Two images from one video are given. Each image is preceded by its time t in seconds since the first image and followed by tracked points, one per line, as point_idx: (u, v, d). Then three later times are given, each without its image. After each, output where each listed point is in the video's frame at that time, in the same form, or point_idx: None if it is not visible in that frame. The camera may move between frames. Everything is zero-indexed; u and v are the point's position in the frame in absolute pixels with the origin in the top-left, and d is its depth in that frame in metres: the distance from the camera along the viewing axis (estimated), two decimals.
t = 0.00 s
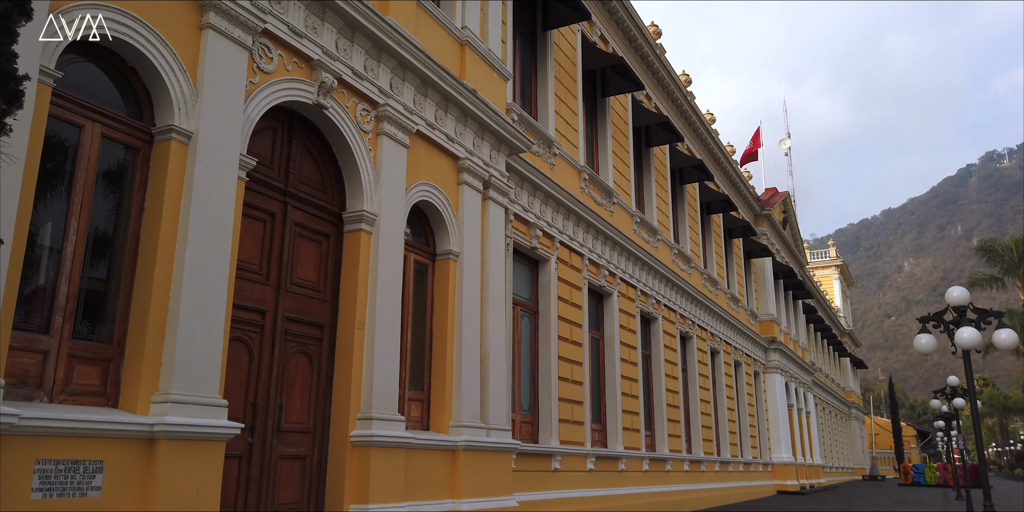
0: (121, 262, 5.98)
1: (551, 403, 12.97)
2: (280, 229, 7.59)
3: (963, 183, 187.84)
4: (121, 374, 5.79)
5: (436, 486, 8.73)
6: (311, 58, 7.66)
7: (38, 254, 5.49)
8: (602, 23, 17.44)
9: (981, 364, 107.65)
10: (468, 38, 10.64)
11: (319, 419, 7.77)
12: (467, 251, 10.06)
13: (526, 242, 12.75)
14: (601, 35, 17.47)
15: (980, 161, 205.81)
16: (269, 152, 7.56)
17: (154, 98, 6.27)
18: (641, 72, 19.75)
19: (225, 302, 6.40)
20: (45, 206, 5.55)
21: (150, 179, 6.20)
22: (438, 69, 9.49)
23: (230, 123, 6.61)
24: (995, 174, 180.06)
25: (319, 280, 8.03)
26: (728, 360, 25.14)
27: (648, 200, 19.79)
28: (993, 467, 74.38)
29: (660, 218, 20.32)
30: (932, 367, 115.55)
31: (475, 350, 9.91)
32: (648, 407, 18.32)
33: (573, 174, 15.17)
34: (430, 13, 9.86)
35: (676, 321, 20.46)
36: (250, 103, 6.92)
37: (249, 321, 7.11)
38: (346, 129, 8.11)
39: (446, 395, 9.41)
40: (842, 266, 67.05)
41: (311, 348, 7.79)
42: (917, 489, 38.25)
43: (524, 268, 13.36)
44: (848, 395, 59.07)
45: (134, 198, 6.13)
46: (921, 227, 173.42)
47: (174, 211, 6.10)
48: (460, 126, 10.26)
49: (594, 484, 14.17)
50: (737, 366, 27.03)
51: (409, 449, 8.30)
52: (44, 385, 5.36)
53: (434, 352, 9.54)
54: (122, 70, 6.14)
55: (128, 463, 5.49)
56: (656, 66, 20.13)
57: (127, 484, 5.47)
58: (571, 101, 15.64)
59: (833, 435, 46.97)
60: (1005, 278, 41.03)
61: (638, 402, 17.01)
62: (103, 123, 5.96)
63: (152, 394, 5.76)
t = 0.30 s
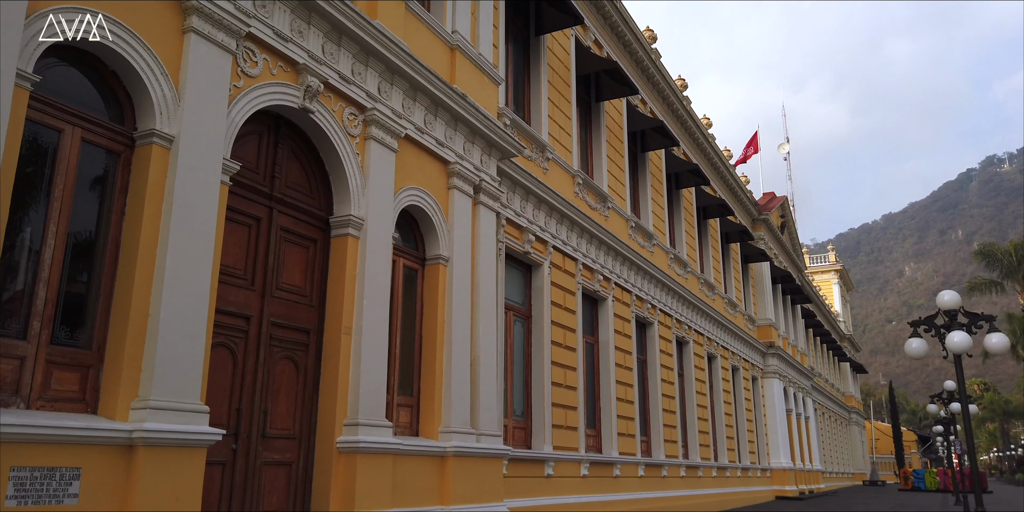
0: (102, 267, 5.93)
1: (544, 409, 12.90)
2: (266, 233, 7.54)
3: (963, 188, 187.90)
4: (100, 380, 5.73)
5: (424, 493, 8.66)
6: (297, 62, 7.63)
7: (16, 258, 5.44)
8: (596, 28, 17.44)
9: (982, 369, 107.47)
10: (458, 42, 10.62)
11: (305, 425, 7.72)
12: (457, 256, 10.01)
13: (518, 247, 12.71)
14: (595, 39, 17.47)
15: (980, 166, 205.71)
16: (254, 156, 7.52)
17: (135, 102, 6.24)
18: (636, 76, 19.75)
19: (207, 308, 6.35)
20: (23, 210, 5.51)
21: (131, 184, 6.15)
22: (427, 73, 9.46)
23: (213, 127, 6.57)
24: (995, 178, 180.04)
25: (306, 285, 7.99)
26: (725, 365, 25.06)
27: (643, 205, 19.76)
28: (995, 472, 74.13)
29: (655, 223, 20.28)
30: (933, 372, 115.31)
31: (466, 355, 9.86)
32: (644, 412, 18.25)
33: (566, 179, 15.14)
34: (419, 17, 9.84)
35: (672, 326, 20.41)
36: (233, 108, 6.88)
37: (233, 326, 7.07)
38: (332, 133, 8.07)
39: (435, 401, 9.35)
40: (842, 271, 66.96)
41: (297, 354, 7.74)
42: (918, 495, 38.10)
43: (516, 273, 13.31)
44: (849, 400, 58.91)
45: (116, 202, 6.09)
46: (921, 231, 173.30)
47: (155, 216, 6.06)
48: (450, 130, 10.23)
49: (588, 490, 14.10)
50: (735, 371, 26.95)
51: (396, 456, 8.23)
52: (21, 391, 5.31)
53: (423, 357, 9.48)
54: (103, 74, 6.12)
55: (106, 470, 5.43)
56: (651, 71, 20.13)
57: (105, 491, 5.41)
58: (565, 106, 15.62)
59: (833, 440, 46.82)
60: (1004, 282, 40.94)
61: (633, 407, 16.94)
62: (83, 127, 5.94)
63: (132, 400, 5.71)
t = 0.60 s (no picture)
0: (89, 268, 5.92)
1: (541, 410, 12.86)
2: (256, 234, 7.52)
3: (969, 188, 187.20)
4: (87, 382, 5.72)
5: (418, 494, 8.63)
6: (287, 62, 7.61)
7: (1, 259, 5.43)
8: (594, 27, 17.40)
9: (988, 369, 107.06)
10: (452, 42, 10.59)
11: (296, 426, 7.69)
12: (451, 256, 9.98)
13: (515, 248, 12.68)
14: (594, 39, 17.43)
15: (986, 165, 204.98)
16: (244, 156, 7.51)
17: (122, 102, 6.22)
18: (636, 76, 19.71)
19: (195, 308, 6.33)
20: (8, 211, 5.50)
21: (118, 185, 6.14)
22: (420, 73, 9.44)
23: (202, 128, 6.55)
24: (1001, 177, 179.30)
25: (297, 285, 7.97)
26: (727, 365, 24.98)
27: (643, 205, 19.71)
28: (1001, 472, 73.76)
29: (655, 223, 20.23)
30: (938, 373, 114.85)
31: (460, 355, 9.83)
32: (644, 414, 18.19)
33: (564, 179, 15.09)
34: (412, 17, 9.82)
35: (672, 326, 20.34)
36: (222, 108, 6.87)
37: (223, 327, 7.04)
38: (323, 133, 8.05)
39: (429, 402, 9.32)
40: (846, 270, 66.72)
41: (288, 355, 7.72)
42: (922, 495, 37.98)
43: (513, 273, 13.28)
44: (853, 400, 58.70)
45: (102, 203, 6.07)
46: (926, 231, 172.71)
47: (142, 216, 6.04)
48: (444, 130, 10.19)
49: (587, 491, 14.05)
50: (737, 372, 26.87)
51: (389, 457, 8.20)
52: (5, 392, 5.29)
53: (417, 359, 9.46)
54: (89, 74, 6.11)
55: (91, 472, 5.41)
56: (651, 71, 20.08)
57: (90, 492, 5.38)
58: (563, 106, 15.57)
59: (837, 441, 46.66)
60: (1009, 282, 40.73)
61: (633, 408, 16.87)
62: (69, 128, 5.93)
63: (118, 401, 5.69)
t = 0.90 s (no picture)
0: (76, 265, 5.90)
1: (538, 409, 12.82)
2: (247, 233, 7.49)
3: (976, 188, 186.45)
4: (73, 380, 5.70)
5: (412, 493, 8.60)
6: (278, 59, 7.58)
7: None
8: (594, 26, 17.35)
9: (995, 370, 106.53)
10: (448, 41, 10.55)
11: (288, 425, 7.66)
12: (446, 255, 9.94)
13: (512, 247, 12.64)
14: (594, 38, 17.38)
15: (993, 165, 203.89)
16: (236, 154, 7.48)
17: (110, 100, 6.21)
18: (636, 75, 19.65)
19: (184, 307, 6.32)
20: None
21: (106, 183, 6.12)
22: (415, 71, 9.40)
23: (191, 125, 6.53)
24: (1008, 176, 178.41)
25: (290, 284, 7.94)
26: (729, 365, 24.88)
27: (643, 205, 19.65)
28: (1008, 473, 73.34)
29: (656, 222, 20.16)
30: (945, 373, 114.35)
31: (456, 355, 9.80)
32: (644, 414, 18.13)
33: (563, 178, 15.04)
34: (407, 15, 9.78)
35: (673, 326, 20.27)
36: (212, 106, 6.84)
37: (213, 326, 7.02)
38: (316, 131, 8.03)
39: (424, 401, 9.29)
40: (851, 270, 66.46)
41: (280, 354, 7.70)
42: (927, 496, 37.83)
43: (511, 272, 13.24)
44: (859, 401, 58.49)
45: (90, 201, 6.05)
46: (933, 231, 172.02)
47: (130, 214, 6.02)
48: (439, 129, 10.15)
49: (585, 491, 13.99)
50: (740, 372, 26.77)
51: (381, 456, 8.17)
52: None
53: (412, 358, 9.43)
54: (77, 72, 6.10)
55: (76, 471, 5.38)
56: (651, 69, 20.02)
57: (76, 491, 5.36)
58: (562, 105, 15.53)
59: (841, 441, 46.48)
60: (1015, 282, 40.52)
61: (633, 408, 16.81)
62: (57, 125, 5.92)
63: (104, 399, 5.67)
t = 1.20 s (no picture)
0: (57, 263, 5.86)
1: (532, 409, 12.77)
2: (234, 231, 7.45)
3: (978, 187, 186.13)
4: (54, 379, 5.66)
5: (401, 493, 8.55)
6: (266, 57, 7.54)
7: None
8: (590, 25, 17.29)
9: (997, 370, 106.27)
10: (440, 38, 10.49)
11: (275, 425, 7.62)
12: (437, 254, 9.89)
13: (506, 246, 12.60)
14: (590, 36, 17.33)
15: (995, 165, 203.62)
16: (222, 152, 7.44)
17: (93, 97, 6.16)
18: (633, 74, 19.60)
19: (167, 305, 6.28)
20: None
21: (88, 180, 6.07)
22: (405, 69, 9.35)
23: (175, 122, 6.48)
24: (1011, 176, 178.02)
25: (277, 283, 7.90)
26: (727, 365, 24.82)
27: (640, 204, 19.60)
28: (1010, 474, 73.16)
29: (653, 222, 20.10)
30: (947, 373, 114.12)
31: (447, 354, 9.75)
32: (641, 413, 18.07)
33: (559, 177, 14.99)
34: (398, 13, 9.73)
35: (671, 326, 20.21)
36: (197, 104, 6.80)
37: (199, 325, 6.98)
38: (304, 129, 7.98)
39: (414, 400, 9.24)
40: (852, 270, 66.34)
41: (268, 353, 7.65)
42: (927, 496, 37.75)
43: (505, 271, 13.19)
44: (860, 401, 58.40)
45: (72, 199, 6.00)
46: (936, 231, 171.72)
47: (112, 211, 5.98)
48: (431, 127, 10.09)
49: (580, 491, 13.95)
50: (738, 372, 26.70)
51: (369, 456, 8.12)
52: None
53: (403, 357, 9.39)
54: (60, 68, 6.06)
55: (55, 470, 5.34)
56: (649, 68, 19.97)
57: (54, 490, 5.32)
58: (558, 103, 15.47)
59: (842, 441, 46.39)
60: (1016, 282, 40.40)
61: (629, 407, 16.76)
62: (37, 122, 5.87)
63: (85, 398, 5.63)
